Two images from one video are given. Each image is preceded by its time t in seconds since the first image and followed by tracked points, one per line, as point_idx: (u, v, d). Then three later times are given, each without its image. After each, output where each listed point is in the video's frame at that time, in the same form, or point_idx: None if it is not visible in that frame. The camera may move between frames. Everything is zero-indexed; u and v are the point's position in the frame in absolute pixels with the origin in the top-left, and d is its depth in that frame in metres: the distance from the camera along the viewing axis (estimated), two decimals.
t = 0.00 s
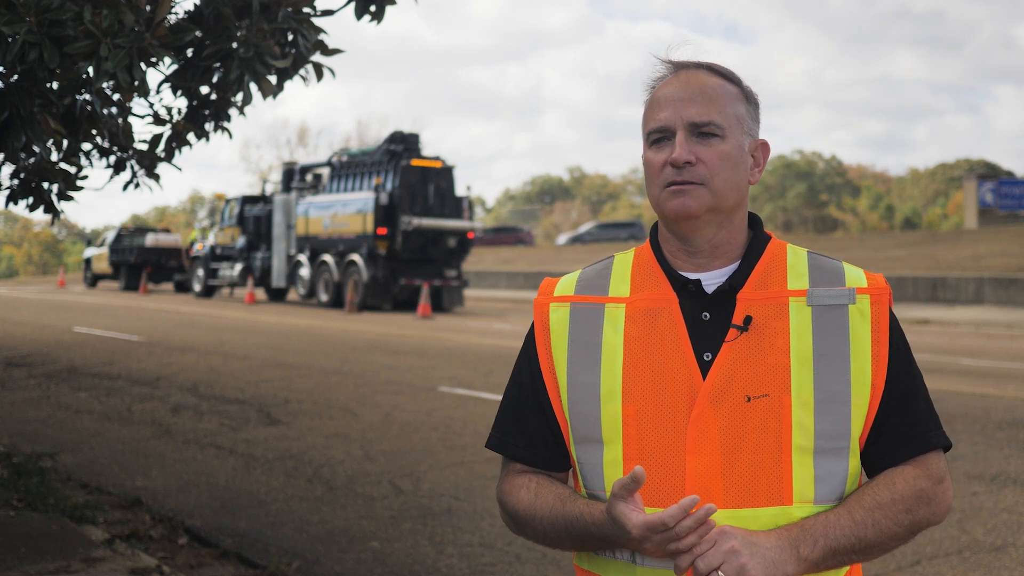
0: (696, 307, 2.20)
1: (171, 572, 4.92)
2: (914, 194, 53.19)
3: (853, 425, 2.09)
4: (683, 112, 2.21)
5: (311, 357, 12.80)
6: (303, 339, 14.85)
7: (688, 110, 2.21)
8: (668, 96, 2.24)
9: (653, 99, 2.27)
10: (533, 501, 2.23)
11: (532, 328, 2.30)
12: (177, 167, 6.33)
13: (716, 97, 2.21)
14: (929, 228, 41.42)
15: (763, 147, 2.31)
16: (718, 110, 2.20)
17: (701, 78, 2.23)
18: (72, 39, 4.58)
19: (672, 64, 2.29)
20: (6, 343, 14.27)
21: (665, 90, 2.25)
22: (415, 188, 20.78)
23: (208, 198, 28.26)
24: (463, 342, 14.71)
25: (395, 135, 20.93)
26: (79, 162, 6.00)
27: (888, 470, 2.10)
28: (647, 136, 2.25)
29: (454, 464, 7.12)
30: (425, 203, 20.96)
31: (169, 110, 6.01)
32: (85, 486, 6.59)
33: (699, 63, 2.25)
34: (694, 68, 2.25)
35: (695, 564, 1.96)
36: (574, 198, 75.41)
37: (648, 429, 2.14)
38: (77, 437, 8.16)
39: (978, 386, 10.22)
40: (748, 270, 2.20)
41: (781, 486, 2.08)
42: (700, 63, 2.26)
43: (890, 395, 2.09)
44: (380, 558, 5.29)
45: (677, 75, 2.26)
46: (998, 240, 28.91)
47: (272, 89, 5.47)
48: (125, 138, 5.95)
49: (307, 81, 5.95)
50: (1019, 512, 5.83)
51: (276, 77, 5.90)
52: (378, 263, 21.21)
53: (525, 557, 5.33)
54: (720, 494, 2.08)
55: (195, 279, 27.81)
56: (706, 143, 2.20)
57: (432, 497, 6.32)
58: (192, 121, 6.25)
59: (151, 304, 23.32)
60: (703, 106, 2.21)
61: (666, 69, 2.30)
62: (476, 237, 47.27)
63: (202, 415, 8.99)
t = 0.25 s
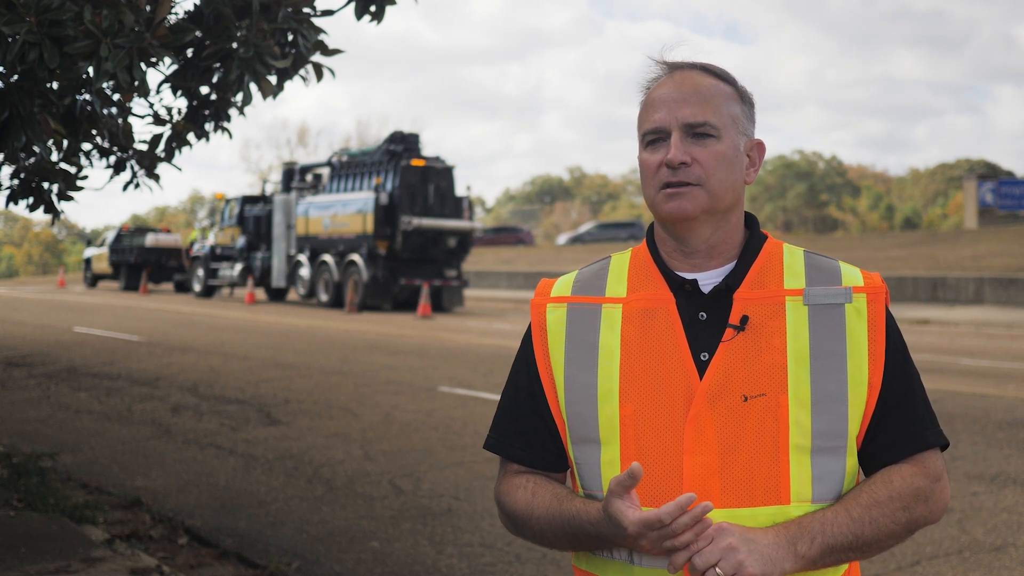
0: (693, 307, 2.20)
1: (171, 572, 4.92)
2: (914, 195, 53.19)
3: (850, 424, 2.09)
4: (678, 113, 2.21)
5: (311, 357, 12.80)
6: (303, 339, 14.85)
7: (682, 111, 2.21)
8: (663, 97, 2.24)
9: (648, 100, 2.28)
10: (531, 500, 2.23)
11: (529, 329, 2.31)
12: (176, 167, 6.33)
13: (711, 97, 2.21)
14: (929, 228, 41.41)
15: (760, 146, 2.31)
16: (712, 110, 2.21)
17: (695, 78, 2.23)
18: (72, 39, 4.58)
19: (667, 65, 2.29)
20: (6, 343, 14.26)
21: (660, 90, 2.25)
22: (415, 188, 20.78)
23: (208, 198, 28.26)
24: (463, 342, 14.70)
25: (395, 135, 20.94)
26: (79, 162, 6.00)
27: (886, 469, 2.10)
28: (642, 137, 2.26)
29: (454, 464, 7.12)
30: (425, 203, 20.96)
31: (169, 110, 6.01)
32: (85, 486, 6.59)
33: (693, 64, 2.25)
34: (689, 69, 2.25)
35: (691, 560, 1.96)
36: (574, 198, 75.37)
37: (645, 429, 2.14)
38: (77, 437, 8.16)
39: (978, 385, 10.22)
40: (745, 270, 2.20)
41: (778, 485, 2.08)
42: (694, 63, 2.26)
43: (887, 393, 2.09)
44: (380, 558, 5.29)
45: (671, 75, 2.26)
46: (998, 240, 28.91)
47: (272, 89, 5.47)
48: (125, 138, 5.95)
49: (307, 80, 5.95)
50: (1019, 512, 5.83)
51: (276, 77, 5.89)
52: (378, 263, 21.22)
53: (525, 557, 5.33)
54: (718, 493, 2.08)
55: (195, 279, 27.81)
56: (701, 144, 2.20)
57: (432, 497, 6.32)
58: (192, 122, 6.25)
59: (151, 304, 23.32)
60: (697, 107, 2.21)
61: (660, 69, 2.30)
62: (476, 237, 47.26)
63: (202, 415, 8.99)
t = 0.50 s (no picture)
0: (692, 307, 2.20)
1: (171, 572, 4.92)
2: (914, 195, 53.17)
3: (849, 423, 2.10)
4: (679, 113, 2.22)
5: (310, 357, 12.80)
6: (303, 339, 14.85)
7: (683, 111, 2.21)
8: (664, 96, 2.24)
9: (649, 99, 2.27)
10: (528, 498, 2.24)
11: (528, 329, 2.31)
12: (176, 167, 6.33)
13: (711, 97, 2.22)
14: (929, 228, 41.42)
15: (759, 147, 2.31)
16: (713, 110, 2.21)
17: (697, 78, 2.24)
18: (72, 39, 4.58)
19: (667, 66, 2.29)
20: (6, 343, 14.26)
21: (661, 90, 2.26)
22: (415, 188, 20.77)
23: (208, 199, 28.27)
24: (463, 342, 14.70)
25: (395, 135, 20.94)
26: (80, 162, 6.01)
27: (887, 467, 2.11)
28: (642, 136, 2.26)
29: (454, 464, 7.11)
30: (425, 203, 20.96)
31: (169, 110, 6.01)
32: (85, 486, 6.59)
33: (694, 64, 2.26)
34: (690, 69, 2.25)
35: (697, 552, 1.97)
36: (574, 199, 75.32)
37: (644, 429, 2.14)
38: (77, 437, 8.16)
39: (977, 386, 10.23)
40: (744, 270, 2.20)
41: (777, 484, 2.08)
42: (695, 64, 2.26)
43: (885, 395, 2.10)
44: (380, 558, 5.29)
45: (672, 75, 2.27)
46: (998, 240, 28.90)
47: (272, 89, 5.47)
48: (125, 138, 5.95)
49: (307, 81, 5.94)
50: (1018, 512, 5.84)
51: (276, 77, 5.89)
52: (378, 263, 21.22)
53: (525, 557, 5.34)
54: (717, 493, 2.09)
55: (195, 279, 27.81)
56: (702, 144, 2.21)
57: (432, 497, 6.32)
58: (192, 122, 6.25)
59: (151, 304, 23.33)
60: (697, 107, 2.21)
61: (660, 70, 2.30)
62: (476, 237, 47.25)
63: (202, 415, 8.99)
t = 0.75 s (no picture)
0: (695, 307, 2.20)
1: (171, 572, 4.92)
2: (914, 194, 53.15)
3: (853, 424, 2.10)
4: (673, 111, 2.22)
5: (310, 357, 12.79)
6: (303, 339, 14.85)
7: (676, 110, 2.22)
8: (659, 96, 2.25)
9: (646, 99, 2.28)
10: (526, 488, 2.23)
11: (530, 328, 2.30)
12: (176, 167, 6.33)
13: (707, 96, 2.22)
14: (930, 228, 41.42)
15: (759, 145, 2.30)
16: (707, 109, 2.21)
17: (693, 78, 2.24)
18: (72, 39, 4.58)
19: (666, 66, 2.29)
20: (6, 343, 14.27)
21: (658, 90, 2.26)
22: (415, 188, 20.77)
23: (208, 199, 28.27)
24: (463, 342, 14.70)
25: (395, 135, 20.93)
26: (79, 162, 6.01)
27: (891, 463, 2.11)
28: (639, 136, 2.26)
29: (454, 464, 7.12)
30: (425, 203, 20.96)
31: (169, 110, 6.01)
32: (85, 486, 6.59)
33: (692, 63, 2.26)
34: (686, 68, 2.25)
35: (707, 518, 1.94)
36: (574, 198, 75.28)
37: (646, 429, 2.14)
38: (77, 437, 8.16)
39: (978, 386, 10.22)
40: (746, 269, 2.20)
41: (780, 485, 2.09)
42: (693, 63, 2.26)
43: (888, 394, 2.11)
44: (380, 558, 5.29)
45: (669, 75, 2.27)
46: (998, 240, 28.89)
47: (272, 89, 5.47)
48: (125, 138, 5.95)
49: (307, 81, 5.94)
50: (1018, 512, 5.83)
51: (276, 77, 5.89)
52: (378, 263, 21.22)
53: (525, 557, 5.33)
54: (719, 493, 2.09)
55: (195, 280, 27.82)
56: (696, 142, 2.20)
57: (432, 497, 6.32)
58: (192, 122, 6.25)
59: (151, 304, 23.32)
60: (692, 105, 2.21)
61: (659, 70, 2.31)
62: (476, 237, 47.25)
63: (202, 415, 8.99)
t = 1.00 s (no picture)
0: (698, 309, 2.20)
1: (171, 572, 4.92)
2: (914, 194, 53.13)
3: (858, 426, 2.11)
4: (678, 118, 2.21)
5: (310, 357, 12.80)
6: (303, 339, 14.86)
7: (682, 116, 2.21)
8: (664, 100, 2.24)
9: (649, 102, 2.27)
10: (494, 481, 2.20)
11: (531, 331, 2.31)
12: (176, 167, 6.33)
13: (712, 101, 2.21)
14: (930, 228, 41.42)
15: (762, 147, 2.31)
16: (713, 116, 2.21)
17: (698, 82, 2.23)
18: (72, 39, 4.58)
19: (669, 65, 2.28)
20: (6, 343, 14.27)
21: (662, 93, 2.25)
22: (415, 188, 20.77)
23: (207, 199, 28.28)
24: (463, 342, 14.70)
25: (395, 135, 20.93)
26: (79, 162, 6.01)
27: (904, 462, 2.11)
28: (643, 141, 2.26)
29: (454, 464, 7.12)
30: (425, 203, 20.95)
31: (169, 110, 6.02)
32: (84, 486, 6.59)
33: (696, 65, 2.25)
34: (690, 71, 2.24)
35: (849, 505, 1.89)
36: (574, 198, 75.30)
37: (650, 431, 2.14)
38: (77, 437, 8.17)
39: (978, 386, 10.22)
40: (750, 270, 2.21)
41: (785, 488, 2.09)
42: (697, 64, 2.25)
43: (896, 392, 2.12)
44: (380, 558, 5.30)
45: (672, 77, 2.26)
46: (999, 240, 28.89)
47: (272, 89, 5.47)
48: (125, 138, 5.94)
49: (307, 80, 5.94)
50: (1018, 512, 5.83)
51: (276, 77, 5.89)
52: (378, 263, 21.24)
53: (525, 557, 5.33)
54: (724, 495, 2.08)
55: (195, 280, 27.82)
56: (701, 150, 2.20)
57: (432, 497, 6.32)
58: (192, 121, 6.25)
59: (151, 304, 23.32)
60: (698, 111, 2.21)
61: (662, 69, 2.30)
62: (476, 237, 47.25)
63: (202, 415, 8.99)
